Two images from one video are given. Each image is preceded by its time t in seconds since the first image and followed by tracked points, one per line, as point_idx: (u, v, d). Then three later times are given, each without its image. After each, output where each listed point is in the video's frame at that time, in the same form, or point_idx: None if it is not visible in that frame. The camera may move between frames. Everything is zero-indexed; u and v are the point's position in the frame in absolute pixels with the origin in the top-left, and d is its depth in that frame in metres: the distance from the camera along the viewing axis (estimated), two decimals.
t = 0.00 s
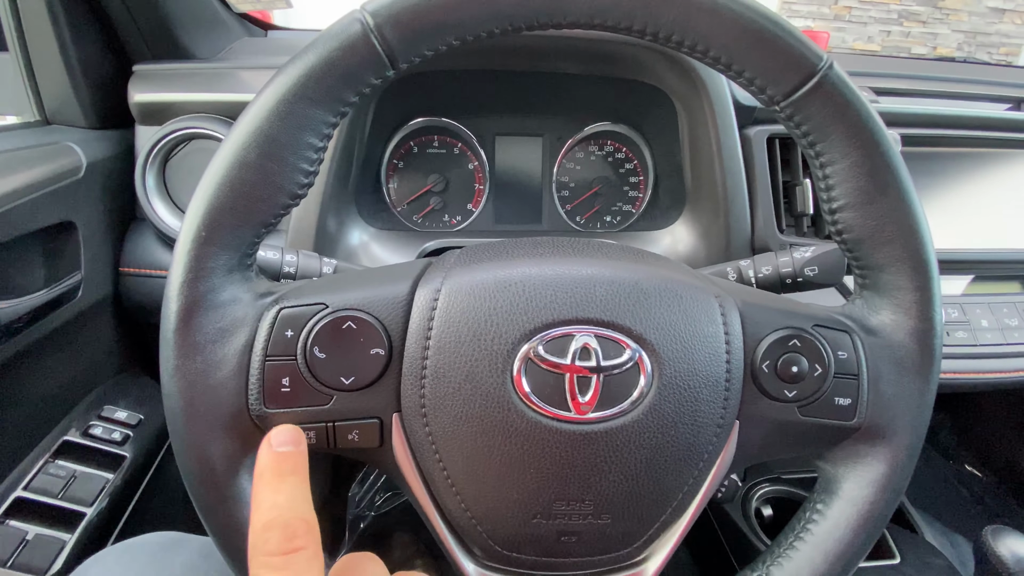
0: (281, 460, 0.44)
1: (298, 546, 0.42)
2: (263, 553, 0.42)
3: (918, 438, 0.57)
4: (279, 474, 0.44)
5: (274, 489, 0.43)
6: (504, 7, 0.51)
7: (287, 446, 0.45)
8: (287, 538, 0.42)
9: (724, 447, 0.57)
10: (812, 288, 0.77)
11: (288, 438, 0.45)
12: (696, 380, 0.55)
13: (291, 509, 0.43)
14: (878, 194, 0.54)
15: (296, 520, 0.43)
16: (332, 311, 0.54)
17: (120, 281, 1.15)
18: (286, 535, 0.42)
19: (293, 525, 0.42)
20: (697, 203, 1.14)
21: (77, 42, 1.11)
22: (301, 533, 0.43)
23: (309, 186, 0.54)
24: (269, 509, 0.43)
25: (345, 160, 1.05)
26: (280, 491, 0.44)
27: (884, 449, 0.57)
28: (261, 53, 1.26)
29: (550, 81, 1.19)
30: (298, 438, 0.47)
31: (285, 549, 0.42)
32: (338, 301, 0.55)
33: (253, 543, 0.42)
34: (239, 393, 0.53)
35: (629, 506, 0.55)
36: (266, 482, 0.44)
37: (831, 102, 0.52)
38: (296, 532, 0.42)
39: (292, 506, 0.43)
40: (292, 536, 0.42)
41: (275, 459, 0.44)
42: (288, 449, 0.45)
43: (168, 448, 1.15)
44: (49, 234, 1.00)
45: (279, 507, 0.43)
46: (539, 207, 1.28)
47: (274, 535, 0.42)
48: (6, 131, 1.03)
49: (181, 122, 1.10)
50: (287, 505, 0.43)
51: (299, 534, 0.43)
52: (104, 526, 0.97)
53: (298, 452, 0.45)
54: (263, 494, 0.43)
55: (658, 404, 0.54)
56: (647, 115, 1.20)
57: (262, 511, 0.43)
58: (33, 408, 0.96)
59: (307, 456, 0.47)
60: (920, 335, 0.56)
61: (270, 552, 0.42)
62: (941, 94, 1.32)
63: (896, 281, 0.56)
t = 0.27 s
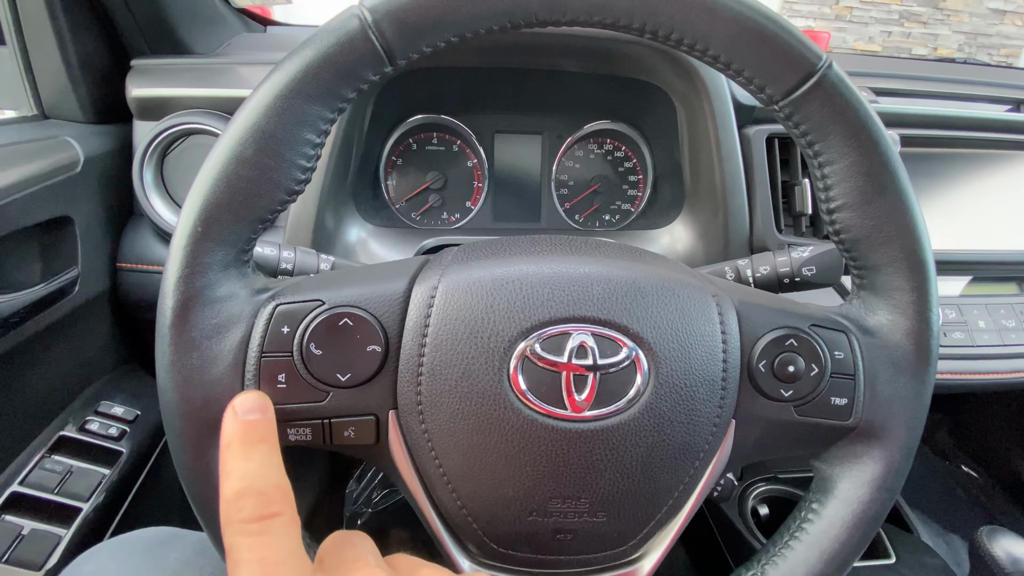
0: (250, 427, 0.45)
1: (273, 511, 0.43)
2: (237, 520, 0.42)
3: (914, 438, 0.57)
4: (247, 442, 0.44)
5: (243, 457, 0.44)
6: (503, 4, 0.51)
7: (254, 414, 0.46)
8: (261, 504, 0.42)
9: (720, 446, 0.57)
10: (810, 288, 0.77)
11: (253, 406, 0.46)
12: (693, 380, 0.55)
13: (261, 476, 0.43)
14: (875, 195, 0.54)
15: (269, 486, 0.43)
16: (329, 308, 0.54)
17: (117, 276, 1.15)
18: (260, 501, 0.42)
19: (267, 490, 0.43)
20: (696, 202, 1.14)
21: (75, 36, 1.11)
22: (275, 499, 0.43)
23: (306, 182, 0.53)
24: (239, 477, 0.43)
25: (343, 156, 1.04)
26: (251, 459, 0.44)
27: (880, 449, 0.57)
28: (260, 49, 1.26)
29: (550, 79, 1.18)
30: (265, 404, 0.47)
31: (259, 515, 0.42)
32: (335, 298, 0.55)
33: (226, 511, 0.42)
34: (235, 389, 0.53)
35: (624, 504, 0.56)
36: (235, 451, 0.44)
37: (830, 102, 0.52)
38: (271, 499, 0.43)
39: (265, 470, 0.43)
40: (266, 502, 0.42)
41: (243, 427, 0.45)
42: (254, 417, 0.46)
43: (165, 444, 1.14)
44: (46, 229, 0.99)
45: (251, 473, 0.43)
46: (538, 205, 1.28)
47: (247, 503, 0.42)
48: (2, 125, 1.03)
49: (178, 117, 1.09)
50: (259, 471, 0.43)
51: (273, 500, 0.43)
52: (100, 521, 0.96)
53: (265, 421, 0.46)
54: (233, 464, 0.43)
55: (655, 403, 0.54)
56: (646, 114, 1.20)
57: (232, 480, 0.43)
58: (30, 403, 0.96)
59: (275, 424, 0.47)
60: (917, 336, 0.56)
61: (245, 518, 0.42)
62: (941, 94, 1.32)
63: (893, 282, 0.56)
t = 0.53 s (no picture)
0: (252, 415, 0.43)
1: (274, 498, 0.41)
2: (239, 505, 0.40)
3: (916, 447, 0.56)
4: (250, 429, 0.42)
5: (246, 442, 0.42)
6: (504, 11, 0.51)
7: (259, 403, 0.43)
8: (263, 489, 0.41)
9: (720, 454, 0.57)
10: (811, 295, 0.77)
11: (259, 395, 0.44)
12: (693, 388, 0.55)
13: (264, 463, 0.41)
14: (876, 203, 0.54)
15: (271, 472, 0.41)
16: (329, 314, 0.54)
17: (117, 280, 1.15)
18: (261, 487, 0.41)
19: (269, 476, 0.41)
20: (696, 208, 1.14)
21: (79, 41, 1.12)
22: (277, 485, 0.41)
23: (307, 188, 0.53)
24: (241, 464, 0.41)
25: (344, 162, 1.05)
26: (253, 446, 0.42)
27: (881, 458, 0.57)
28: (263, 55, 1.27)
29: (552, 85, 1.19)
30: (274, 394, 0.45)
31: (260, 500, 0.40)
32: (335, 304, 0.55)
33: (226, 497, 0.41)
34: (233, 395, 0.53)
35: (624, 513, 0.55)
36: (237, 438, 0.42)
37: (830, 111, 0.52)
38: (272, 485, 0.41)
39: (267, 459, 0.41)
40: (268, 488, 0.41)
41: (247, 416, 0.42)
42: (260, 407, 0.43)
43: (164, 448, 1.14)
44: (48, 233, 1.00)
45: (253, 460, 0.41)
46: (539, 211, 1.28)
47: (249, 488, 0.40)
48: (6, 129, 1.03)
49: (180, 122, 1.10)
50: (261, 458, 0.41)
51: (275, 486, 0.41)
52: (97, 526, 0.96)
53: (270, 408, 0.44)
54: (234, 449, 0.42)
55: (654, 411, 0.54)
56: (646, 120, 1.20)
57: (234, 466, 0.41)
58: (29, 406, 0.96)
59: (279, 410, 0.45)
60: (918, 344, 0.56)
61: (246, 504, 0.40)
62: (942, 102, 1.32)
63: (894, 290, 0.56)
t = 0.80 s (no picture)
0: (356, 412, 0.48)
1: (371, 498, 0.44)
2: (340, 498, 0.44)
3: (917, 452, 0.56)
4: (355, 426, 0.48)
5: (351, 439, 0.47)
6: (503, 15, 0.51)
7: (361, 403, 0.49)
8: (364, 488, 0.44)
9: (720, 459, 0.57)
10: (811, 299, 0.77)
11: (365, 395, 0.50)
12: (693, 391, 0.55)
13: (364, 459, 0.46)
14: (875, 206, 0.54)
15: (371, 471, 0.45)
16: (327, 317, 0.54)
17: (117, 284, 1.15)
18: (363, 484, 0.45)
19: (370, 477, 0.45)
20: (696, 212, 1.14)
21: (82, 46, 1.12)
22: (375, 487, 0.45)
23: (306, 191, 0.53)
24: (345, 456, 0.46)
25: (345, 165, 1.05)
26: (355, 442, 0.47)
27: (882, 463, 0.56)
28: (264, 59, 1.27)
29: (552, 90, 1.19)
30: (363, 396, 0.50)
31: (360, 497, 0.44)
32: (333, 307, 0.54)
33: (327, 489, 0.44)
34: (231, 398, 0.53)
35: (623, 518, 0.55)
36: (341, 432, 0.47)
37: (829, 114, 0.52)
38: (371, 483, 0.45)
39: (368, 456, 0.46)
40: (367, 487, 0.45)
41: (350, 412, 0.48)
42: (361, 405, 0.49)
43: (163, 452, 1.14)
44: (49, 236, 1.00)
45: (358, 456, 0.46)
46: (539, 215, 1.28)
47: (350, 481, 0.45)
48: (8, 133, 1.04)
49: (182, 126, 1.09)
50: (363, 456, 0.46)
51: (373, 485, 0.45)
52: (96, 529, 0.96)
53: (371, 410, 0.50)
54: (337, 444, 0.47)
55: (653, 416, 0.54)
56: (646, 125, 1.20)
57: (337, 459, 0.46)
58: (29, 410, 0.96)
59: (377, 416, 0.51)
60: (919, 348, 0.55)
61: (348, 497, 0.44)
62: (943, 106, 1.31)
63: (894, 294, 0.56)
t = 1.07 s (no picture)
0: (377, 397, 0.49)
1: (391, 480, 0.45)
2: (360, 479, 0.44)
3: (913, 451, 0.56)
4: (376, 409, 0.48)
5: (373, 420, 0.47)
6: (500, 17, 0.51)
7: (381, 389, 0.50)
8: (383, 469, 0.45)
9: (718, 458, 0.57)
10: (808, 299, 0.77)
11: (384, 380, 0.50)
12: (690, 390, 0.55)
13: (385, 442, 0.46)
14: (871, 206, 0.54)
15: (391, 453, 0.46)
16: (325, 317, 0.54)
17: (116, 284, 1.15)
18: (383, 466, 0.45)
19: (390, 459, 0.45)
20: (695, 212, 1.14)
21: (82, 48, 1.12)
22: (395, 469, 0.45)
23: (304, 192, 0.54)
24: (365, 438, 0.46)
25: (344, 166, 1.05)
26: (375, 424, 0.47)
27: (878, 462, 0.56)
28: (264, 61, 1.28)
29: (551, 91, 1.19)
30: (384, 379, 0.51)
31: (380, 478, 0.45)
32: (331, 307, 0.55)
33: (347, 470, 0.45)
34: (230, 398, 0.53)
35: (620, 517, 0.55)
36: (361, 415, 0.47)
37: (825, 114, 0.52)
38: (391, 466, 0.45)
39: (389, 438, 0.47)
40: (387, 469, 0.45)
41: (371, 396, 0.48)
42: (382, 390, 0.49)
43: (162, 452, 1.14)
44: (48, 237, 1.00)
45: (379, 438, 0.46)
46: (538, 216, 1.29)
47: (371, 463, 0.45)
48: (9, 134, 1.04)
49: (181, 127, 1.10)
50: (385, 438, 0.46)
51: (393, 468, 0.45)
52: (95, 530, 0.96)
53: (391, 394, 0.50)
54: (357, 425, 0.47)
55: (650, 415, 0.54)
56: (645, 126, 1.20)
57: (356, 441, 0.46)
58: (28, 410, 0.96)
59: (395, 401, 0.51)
60: (915, 348, 0.56)
61: (367, 479, 0.44)
62: (941, 107, 1.32)
63: (890, 293, 0.56)
